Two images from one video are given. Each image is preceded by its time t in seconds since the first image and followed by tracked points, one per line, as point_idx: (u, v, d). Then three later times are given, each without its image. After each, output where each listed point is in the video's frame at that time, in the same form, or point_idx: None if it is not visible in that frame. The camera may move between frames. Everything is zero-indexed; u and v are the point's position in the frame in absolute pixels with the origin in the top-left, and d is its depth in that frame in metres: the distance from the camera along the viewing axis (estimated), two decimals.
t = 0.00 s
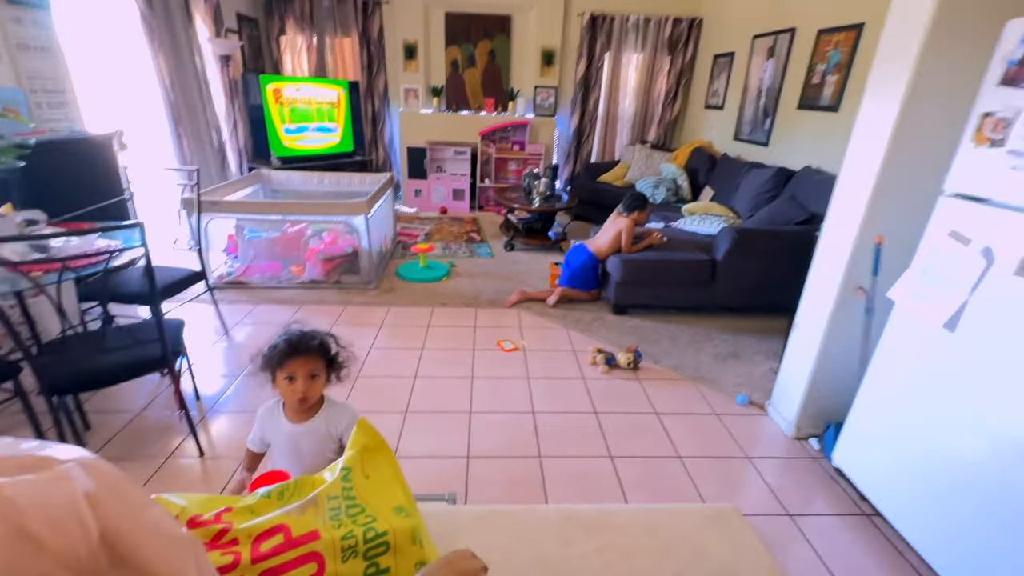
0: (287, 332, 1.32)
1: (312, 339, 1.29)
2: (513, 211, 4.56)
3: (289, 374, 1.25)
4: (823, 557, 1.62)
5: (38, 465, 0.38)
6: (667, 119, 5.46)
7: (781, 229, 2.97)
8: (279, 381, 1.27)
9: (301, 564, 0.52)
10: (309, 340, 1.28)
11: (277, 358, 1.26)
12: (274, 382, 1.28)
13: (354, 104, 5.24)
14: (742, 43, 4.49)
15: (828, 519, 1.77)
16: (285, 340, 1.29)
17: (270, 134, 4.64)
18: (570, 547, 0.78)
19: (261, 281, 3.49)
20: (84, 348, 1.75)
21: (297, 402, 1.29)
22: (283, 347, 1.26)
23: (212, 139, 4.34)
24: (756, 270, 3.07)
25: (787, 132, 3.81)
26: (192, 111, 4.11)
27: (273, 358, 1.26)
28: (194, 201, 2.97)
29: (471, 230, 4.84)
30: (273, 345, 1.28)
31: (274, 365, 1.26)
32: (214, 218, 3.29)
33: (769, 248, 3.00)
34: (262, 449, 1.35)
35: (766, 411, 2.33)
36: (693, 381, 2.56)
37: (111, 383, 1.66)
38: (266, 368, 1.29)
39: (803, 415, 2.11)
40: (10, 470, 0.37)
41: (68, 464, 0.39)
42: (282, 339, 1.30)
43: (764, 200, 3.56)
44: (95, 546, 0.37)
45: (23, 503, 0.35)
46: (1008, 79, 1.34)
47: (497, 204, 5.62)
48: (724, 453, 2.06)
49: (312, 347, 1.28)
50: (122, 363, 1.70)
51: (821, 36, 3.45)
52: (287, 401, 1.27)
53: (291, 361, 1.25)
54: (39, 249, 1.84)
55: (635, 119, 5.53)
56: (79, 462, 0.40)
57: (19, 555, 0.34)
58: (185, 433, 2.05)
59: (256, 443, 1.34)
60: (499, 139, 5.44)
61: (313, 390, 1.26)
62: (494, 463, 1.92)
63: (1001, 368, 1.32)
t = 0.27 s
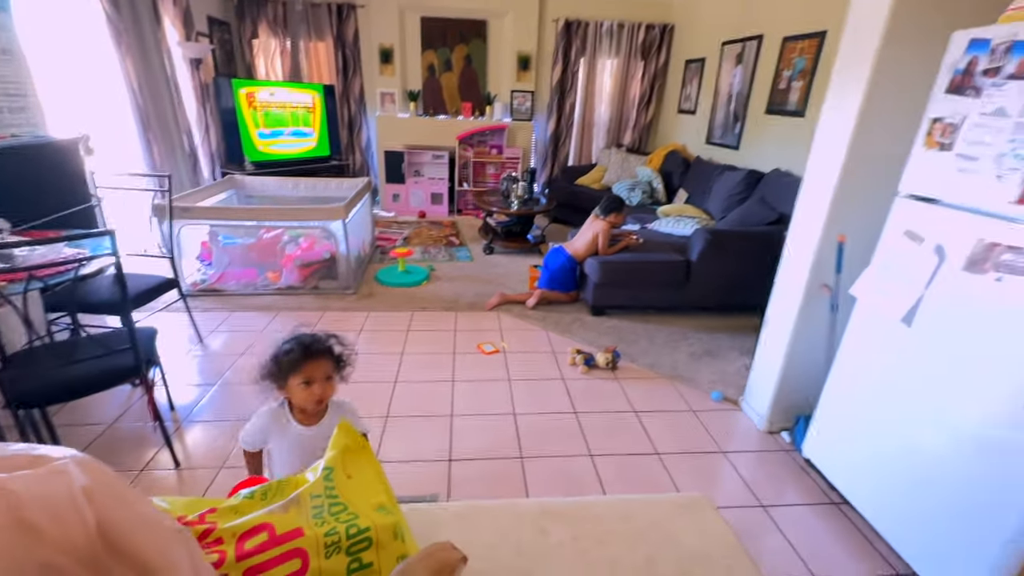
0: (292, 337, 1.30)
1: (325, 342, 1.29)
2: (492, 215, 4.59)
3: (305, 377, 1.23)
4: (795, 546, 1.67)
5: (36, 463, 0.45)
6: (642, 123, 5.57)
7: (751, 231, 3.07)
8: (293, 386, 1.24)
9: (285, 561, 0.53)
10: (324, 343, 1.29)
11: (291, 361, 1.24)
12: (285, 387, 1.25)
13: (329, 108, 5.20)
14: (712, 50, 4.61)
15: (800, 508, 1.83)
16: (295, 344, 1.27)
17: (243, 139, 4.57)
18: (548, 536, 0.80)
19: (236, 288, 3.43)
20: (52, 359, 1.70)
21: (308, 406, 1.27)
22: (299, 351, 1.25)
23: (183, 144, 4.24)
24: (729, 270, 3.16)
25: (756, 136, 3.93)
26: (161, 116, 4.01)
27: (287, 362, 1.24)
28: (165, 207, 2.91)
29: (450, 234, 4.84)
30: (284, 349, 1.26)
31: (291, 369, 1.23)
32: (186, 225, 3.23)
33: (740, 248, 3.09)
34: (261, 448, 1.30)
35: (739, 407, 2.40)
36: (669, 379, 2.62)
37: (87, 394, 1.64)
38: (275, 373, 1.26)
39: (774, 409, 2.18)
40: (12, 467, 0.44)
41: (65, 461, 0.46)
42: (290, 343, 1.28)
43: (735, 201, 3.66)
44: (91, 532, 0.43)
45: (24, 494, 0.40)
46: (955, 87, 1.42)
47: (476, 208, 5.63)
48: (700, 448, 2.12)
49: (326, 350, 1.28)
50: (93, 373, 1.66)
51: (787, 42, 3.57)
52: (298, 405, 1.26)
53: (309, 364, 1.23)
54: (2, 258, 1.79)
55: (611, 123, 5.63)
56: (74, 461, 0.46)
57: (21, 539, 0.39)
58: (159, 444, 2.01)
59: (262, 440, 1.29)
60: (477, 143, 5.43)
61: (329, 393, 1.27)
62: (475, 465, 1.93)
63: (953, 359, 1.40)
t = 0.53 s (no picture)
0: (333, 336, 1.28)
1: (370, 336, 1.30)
2: (463, 220, 4.61)
3: (365, 370, 1.24)
4: (759, 535, 1.75)
5: (29, 463, 0.47)
6: (609, 129, 5.69)
7: (714, 233, 3.18)
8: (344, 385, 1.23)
9: (263, 561, 0.54)
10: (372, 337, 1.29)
11: (348, 356, 1.22)
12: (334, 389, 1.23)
13: (295, 114, 5.12)
14: (675, 58, 4.77)
15: (764, 498, 1.92)
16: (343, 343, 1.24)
17: (206, 145, 4.46)
18: (521, 530, 0.83)
19: (200, 298, 3.34)
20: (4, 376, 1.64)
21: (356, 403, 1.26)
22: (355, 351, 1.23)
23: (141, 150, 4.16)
24: (694, 272, 3.27)
25: (718, 142, 4.08)
26: (117, 122, 3.85)
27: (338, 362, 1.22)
28: (124, 216, 2.82)
29: (422, 240, 4.84)
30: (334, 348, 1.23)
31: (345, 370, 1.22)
32: (146, 234, 3.13)
33: (704, 250, 3.19)
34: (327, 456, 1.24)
35: (706, 403, 2.49)
36: (639, 378, 2.69)
37: (47, 412, 1.58)
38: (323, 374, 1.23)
39: (739, 404, 2.27)
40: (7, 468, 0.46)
41: (57, 464, 0.48)
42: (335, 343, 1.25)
43: (700, 205, 3.79)
44: (87, 530, 0.44)
45: (19, 494, 0.42)
46: (892, 98, 1.53)
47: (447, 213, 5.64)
48: (669, 444, 2.19)
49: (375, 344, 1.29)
50: (49, 389, 1.60)
51: (744, 53, 3.74)
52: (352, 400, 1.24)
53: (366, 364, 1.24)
54: None
55: (579, 129, 5.73)
56: (65, 463, 0.48)
57: (18, 534, 0.41)
58: (121, 461, 1.95)
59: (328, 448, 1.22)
60: (447, 149, 5.46)
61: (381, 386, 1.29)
62: (450, 470, 1.94)
63: (897, 351, 1.50)
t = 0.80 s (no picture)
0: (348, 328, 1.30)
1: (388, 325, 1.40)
2: (438, 218, 4.60)
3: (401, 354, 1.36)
4: (729, 518, 1.81)
5: None
6: (581, 127, 5.75)
7: (684, 227, 3.28)
8: (373, 374, 1.27)
9: (229, 548, 0.50)
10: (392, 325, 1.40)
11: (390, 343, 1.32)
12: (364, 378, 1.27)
13: (264, 112, 5.02)
14: (644, 57, 4.85)
15: (734, 483, 1.98)
16: (364, 334, 1.28)
17: (170, 144, 4.33)
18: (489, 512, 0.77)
19: (167, 301, 3.25)
20: None
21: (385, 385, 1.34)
22: (382, 340, 1.28)
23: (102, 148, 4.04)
24: (665, 266, 3.34)
25: (687, 138, 4.18)
26: (74, 119, 3.66)
27: (367, 352, 1.26)
28: (84, 218, 2.73)
29: (396, 239, 4.81)
30: (358, 339, 1.26)
31: (377, 358, 1.26)
32: (109, 236, 3.03)
33: (674, 244, 3.27)
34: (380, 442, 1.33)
35: (679, 393, 2.55)
36: (614, 371, 2.74)
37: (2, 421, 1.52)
38: (349, 364, 1.26)
39: (709, 393, 2.34)
40: None
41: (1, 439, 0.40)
42: (355, 333, 1.28)
43: (670, 200, 3.88)
44: (50, 503, 0.38)
45: None
46: (843, 95, 1.60)
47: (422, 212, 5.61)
48: (643, 434, 2.24)
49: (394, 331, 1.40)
50: (7, 396, 1.54)
51: (710, 52, 3.83)
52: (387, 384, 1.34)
53: (393, 351, 1.29)
54: None
55: (552, 127, 5.78)
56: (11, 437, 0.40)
57: None
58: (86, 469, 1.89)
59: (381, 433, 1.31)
60: (420, 147, 5.44)
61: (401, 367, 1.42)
62: (427, 466, 1.95)
63: (853, 337, 1.57)
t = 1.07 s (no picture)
0: (363, 312, 1.32)
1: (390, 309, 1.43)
2: (415, 204, 4.54)
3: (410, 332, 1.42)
4: (701, 492, 1.85)
5: None
6: (559, 111, 5.71)
7: (660, 210, 3.29)
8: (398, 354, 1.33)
9: (168, 526, 0.49)
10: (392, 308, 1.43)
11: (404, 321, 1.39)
12: (390, 359, 1.32)
13: (232, 96, 4.86)
14: (620, 40, 4.81)
15: (706, 458, 2.02)
16: (384, 316, 1.32)
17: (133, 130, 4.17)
18: (447, 486, 0.77)
19: (133, 292, 3.16)
20: None
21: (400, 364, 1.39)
22: (404, 320, 1.34)
23: (60, 135, 3.85)
24: (641, 248, 3.36)
25: (663, 121, 4.18)
26: (29, 104, 3.58)
27: (392, 333, 1.31)
28: (40, 206, 2.62)
29: (373, 226, 4.74)
30: (381, 321, 1.30)
31: (402, 336, 1.33)
32: (68, 225, 2.91)
33: (651, 226, 3.29)
34: (411, 424, 1.32)
35: (654, 373, 2.58)
36: (591, 353, 2.76)
37: None
38: (374, 346, 1.29)
39: (683, 373, 2.38)
40: None
41: None
42: (375, 316, 1.31)
43: (646, 183, 3.89)
44: None
45: None
46: (810, 73, 1.61)
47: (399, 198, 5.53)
48: (618, 414, 2.27)
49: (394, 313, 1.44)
50: None
51: (685, 34, 3.83)
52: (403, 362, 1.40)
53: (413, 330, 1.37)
54: None
55: (530, 111, 5.73)
56: None
57: None
58: (49, 465, 1.83)
59: (410, 416, 1.30)
60: (396, 132, 5.35)
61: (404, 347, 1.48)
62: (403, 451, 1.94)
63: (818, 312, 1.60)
